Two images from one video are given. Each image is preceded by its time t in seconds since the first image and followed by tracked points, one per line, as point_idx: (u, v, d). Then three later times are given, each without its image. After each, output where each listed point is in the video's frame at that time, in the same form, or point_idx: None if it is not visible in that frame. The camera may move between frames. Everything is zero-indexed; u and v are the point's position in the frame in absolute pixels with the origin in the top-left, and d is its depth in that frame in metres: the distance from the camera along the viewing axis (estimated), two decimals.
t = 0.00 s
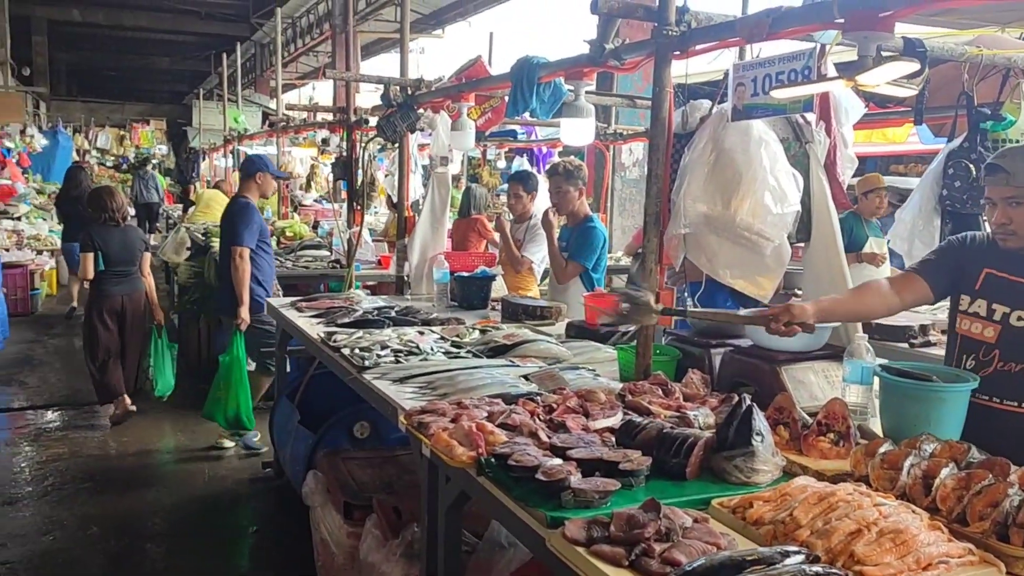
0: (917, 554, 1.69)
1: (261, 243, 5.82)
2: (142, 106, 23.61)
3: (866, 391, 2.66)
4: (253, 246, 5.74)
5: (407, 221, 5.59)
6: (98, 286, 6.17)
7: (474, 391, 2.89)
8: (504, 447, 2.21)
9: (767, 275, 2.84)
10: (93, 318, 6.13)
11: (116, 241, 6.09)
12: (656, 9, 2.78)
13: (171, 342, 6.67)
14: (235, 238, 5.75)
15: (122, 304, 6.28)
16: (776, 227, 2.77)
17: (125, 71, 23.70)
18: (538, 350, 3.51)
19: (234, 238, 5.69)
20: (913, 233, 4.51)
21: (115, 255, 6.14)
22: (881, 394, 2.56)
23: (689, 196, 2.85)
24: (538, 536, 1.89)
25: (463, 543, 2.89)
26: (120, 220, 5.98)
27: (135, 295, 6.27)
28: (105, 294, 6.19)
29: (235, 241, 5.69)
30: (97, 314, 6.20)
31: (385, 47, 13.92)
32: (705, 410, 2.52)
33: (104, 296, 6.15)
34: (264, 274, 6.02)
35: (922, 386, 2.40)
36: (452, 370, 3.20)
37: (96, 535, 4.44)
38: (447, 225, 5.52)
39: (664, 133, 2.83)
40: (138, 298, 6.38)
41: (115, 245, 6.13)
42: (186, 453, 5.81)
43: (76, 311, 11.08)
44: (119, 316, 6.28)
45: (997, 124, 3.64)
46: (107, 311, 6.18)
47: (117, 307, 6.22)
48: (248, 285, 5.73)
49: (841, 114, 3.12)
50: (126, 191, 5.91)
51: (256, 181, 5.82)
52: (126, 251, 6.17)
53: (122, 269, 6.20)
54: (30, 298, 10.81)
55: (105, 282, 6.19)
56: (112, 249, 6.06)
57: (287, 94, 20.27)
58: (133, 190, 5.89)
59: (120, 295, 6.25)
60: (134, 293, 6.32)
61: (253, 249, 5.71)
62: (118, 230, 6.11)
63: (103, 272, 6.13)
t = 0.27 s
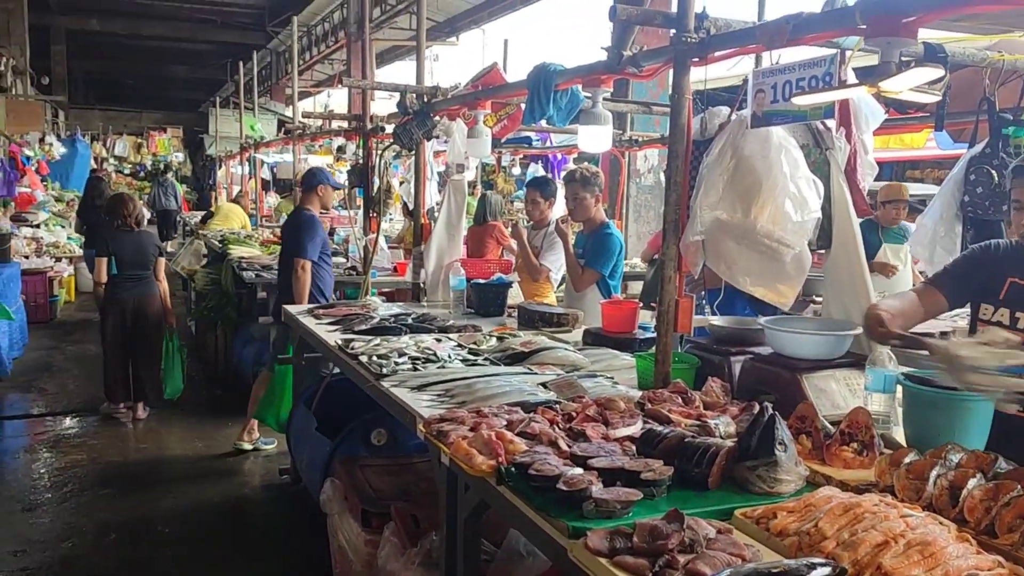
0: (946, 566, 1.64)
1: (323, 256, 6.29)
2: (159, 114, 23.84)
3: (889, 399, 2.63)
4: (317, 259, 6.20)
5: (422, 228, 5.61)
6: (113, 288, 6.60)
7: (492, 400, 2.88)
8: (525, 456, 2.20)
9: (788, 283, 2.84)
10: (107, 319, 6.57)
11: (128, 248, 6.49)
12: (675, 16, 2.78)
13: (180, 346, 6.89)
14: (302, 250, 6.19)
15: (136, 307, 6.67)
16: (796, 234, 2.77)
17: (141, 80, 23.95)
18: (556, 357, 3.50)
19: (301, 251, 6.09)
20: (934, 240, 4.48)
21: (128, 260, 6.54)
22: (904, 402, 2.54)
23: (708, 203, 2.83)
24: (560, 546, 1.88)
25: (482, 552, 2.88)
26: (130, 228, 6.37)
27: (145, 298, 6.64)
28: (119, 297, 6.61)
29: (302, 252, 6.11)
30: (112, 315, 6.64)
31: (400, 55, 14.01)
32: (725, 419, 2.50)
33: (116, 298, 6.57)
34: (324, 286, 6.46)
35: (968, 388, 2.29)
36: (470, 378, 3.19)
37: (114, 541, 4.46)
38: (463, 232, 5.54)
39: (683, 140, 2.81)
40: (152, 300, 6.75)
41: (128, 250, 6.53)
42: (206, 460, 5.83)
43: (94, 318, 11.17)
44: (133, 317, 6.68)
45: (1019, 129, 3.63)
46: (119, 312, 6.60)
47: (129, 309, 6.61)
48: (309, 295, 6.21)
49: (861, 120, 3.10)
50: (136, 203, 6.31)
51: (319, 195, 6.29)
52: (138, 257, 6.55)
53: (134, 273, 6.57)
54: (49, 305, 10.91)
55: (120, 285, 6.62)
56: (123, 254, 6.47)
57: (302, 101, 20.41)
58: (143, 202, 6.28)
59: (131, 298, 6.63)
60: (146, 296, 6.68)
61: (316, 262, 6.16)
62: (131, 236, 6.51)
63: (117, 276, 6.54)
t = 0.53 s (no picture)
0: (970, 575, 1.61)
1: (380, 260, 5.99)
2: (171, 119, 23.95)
3: (908, 405, 2.62)
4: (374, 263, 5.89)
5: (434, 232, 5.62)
6: (117, 294, 6.77)
7: (506, 405, 2.86)
8: (540, 462, 2.19)
9: (804, 286, 2.80)
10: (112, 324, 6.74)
11: (130, 255, 6.66)
12: (690, 20, 2.77)
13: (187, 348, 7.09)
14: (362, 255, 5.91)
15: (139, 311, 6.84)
16: (812, 239, 2.72)
17: (153, 85, 24.09)
18: (569, 362, 3.49)
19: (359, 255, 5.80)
20: (950, 244, 4.46)
21: (130, 266, 6.72)
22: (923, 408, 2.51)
23: (722, 207, 2.81)
24: (577, 553, 1.86)
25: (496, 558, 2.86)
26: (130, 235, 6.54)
27: (147, 303, 6.79)
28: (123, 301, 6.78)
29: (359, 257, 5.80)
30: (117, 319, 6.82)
31: (411, 60, 14.03)
32: (742, 425, 2.48)
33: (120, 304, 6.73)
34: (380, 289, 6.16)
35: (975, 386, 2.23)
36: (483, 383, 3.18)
37: (127, 545, 4.46)
38: (475, 236, 5.61)
39: (698, 144, 2.80)
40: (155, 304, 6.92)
41: (129, 256, 6.71)
42: (218, 464, 5.84)
43: (106, 322, 11.21)
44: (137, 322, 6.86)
45: None
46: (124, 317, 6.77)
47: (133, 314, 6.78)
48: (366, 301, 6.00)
49: (877, 124, 3.08)
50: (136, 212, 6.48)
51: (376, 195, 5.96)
52: (140, 262, 6.72)
53: (136, 278, 6.74)
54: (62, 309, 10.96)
55: (124, 290, 6.80)
56: (124, 260, 6.65)
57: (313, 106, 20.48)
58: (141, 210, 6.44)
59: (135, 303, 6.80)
60: (149, 300, 6.84)
61: (374, 266, 5.87)
62: (133, 242, 6.68)
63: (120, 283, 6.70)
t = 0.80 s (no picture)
0: None
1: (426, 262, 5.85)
2: (178, 120, 24.04)
3: (920, 406, 2.59)
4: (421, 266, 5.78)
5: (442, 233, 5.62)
6: (115, 286, 7.24)
7: (515, 406, 2.85)
8: (550, 462, 2.18)
9: (814, 287, 2.81)
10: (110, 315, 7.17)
11: (124, 248, 7.13)
12: (700, 18, 2.76)
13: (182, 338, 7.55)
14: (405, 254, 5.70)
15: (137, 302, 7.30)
16: (823, 239, 2.71)
17: (161, 86, 24.18)
18: (578, 363, 3.49)
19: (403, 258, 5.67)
20: (962, 244, 4.44)
21: (125, 259, 7.19)
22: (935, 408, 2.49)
23: (733, 207, 2.80)
24: (587, 554, 1.85)
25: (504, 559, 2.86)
26: (123, 229, 7.02)
27: (143, 295, 7.24)
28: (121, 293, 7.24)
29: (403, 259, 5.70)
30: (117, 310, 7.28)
31: (417, 61, 14.06)
32: (752, 426, 2.47)
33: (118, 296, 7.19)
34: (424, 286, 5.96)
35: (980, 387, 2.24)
36: (491, 383, 3.18)
37: (134, 544, 4.47)
38: (483, 237, 5.59)
39: (707, 143, 2.79)
40: (152, 296, 7.36)
41: (124, 250, 7.17)
42: (225, 464, 5.85)
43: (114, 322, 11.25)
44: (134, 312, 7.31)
45: None
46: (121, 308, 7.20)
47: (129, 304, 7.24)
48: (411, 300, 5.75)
49: (890, 123, 3.06)
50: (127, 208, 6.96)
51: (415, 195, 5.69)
52: (135, 256, 7.18)
53: (132, 271, 7.19)
54: (69, 309, 11.00)
55: (122, 282, 7.25)
56: (119, 254, 7.10)
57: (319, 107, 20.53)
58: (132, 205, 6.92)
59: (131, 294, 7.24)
60: (145, 292, 7.28)
61: (419, 267, 5.76)
62: (128, 237, 7.16)
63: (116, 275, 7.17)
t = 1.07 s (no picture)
0: None
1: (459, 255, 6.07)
2: (183, 117, 24.06)
3: (926, 406, 2.56)
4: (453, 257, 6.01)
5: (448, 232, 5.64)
6: (116, 281, 7.36)
7: (519, 404, 2.85)
8: (555, 461, 2.17)
9: (820, 286, 2.79)
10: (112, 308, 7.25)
11: (126, 243, 7.27)
12: (706, 16, 2.74)
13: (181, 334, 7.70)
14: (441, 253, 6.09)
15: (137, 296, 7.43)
16: (830, 238, 2.70)
17: (166, 84, 24.20)
18: (582, 361, 3.48)
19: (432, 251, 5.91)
20: (969, 243, 4.43)
21: (127, 254, 7.33)
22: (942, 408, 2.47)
23: (739, 206, 2.79)
24: (592, 553, 1.84)
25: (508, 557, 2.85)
26: (126, 225, 7.16)
27: (144, 289, 7.39)
28: (122, 287, 7.37)
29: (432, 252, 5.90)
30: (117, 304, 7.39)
31: (421, 59, 14.05)
32: (758, 425, 2.46)
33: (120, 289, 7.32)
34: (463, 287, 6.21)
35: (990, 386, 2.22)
36: (495, 381, 3.18)
37: (138, 542, 4.47)
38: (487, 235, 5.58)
39: (713, 142, 2.79)
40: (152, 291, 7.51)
41: (126, 245, 7.31)
42: (229, 461, 5.85)
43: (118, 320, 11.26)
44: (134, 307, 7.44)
45: None
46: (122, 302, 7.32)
47: (130, 299, 7.38)
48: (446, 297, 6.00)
49: (896, 122, 3.05)
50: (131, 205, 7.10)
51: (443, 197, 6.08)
52: (136, 251, 7.32)
53: (133, 266, 7.33)
54: (74, 306, 11.01)
55: (123, 276, 7.39)
56: (121, 249, 7.24)
57: (324, 105, 20.54)
58: (135, 202, 7.06)
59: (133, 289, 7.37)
60: (145, 287, 7.41)
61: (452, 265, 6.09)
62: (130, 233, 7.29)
63: (118, 269, 7.29)
